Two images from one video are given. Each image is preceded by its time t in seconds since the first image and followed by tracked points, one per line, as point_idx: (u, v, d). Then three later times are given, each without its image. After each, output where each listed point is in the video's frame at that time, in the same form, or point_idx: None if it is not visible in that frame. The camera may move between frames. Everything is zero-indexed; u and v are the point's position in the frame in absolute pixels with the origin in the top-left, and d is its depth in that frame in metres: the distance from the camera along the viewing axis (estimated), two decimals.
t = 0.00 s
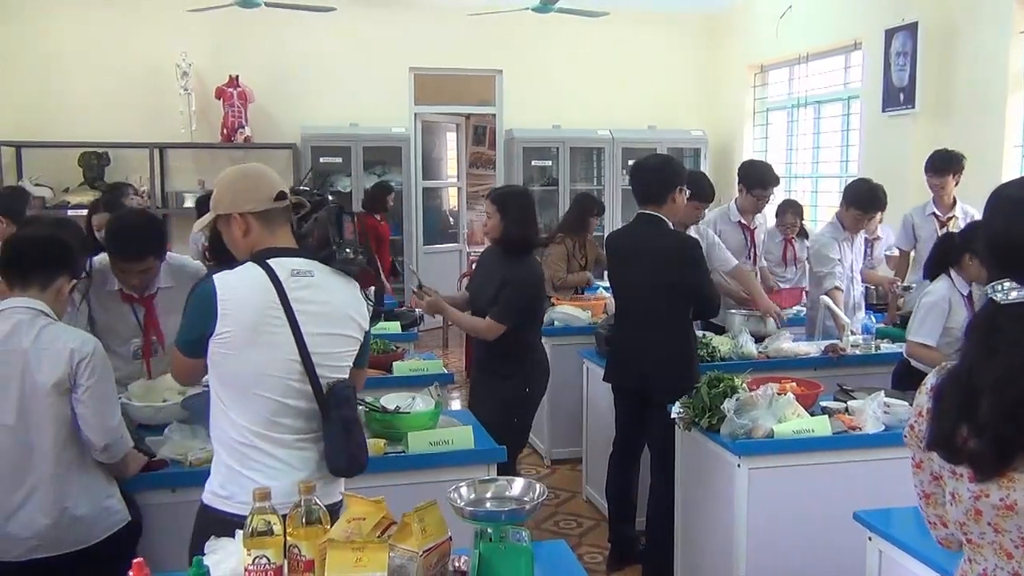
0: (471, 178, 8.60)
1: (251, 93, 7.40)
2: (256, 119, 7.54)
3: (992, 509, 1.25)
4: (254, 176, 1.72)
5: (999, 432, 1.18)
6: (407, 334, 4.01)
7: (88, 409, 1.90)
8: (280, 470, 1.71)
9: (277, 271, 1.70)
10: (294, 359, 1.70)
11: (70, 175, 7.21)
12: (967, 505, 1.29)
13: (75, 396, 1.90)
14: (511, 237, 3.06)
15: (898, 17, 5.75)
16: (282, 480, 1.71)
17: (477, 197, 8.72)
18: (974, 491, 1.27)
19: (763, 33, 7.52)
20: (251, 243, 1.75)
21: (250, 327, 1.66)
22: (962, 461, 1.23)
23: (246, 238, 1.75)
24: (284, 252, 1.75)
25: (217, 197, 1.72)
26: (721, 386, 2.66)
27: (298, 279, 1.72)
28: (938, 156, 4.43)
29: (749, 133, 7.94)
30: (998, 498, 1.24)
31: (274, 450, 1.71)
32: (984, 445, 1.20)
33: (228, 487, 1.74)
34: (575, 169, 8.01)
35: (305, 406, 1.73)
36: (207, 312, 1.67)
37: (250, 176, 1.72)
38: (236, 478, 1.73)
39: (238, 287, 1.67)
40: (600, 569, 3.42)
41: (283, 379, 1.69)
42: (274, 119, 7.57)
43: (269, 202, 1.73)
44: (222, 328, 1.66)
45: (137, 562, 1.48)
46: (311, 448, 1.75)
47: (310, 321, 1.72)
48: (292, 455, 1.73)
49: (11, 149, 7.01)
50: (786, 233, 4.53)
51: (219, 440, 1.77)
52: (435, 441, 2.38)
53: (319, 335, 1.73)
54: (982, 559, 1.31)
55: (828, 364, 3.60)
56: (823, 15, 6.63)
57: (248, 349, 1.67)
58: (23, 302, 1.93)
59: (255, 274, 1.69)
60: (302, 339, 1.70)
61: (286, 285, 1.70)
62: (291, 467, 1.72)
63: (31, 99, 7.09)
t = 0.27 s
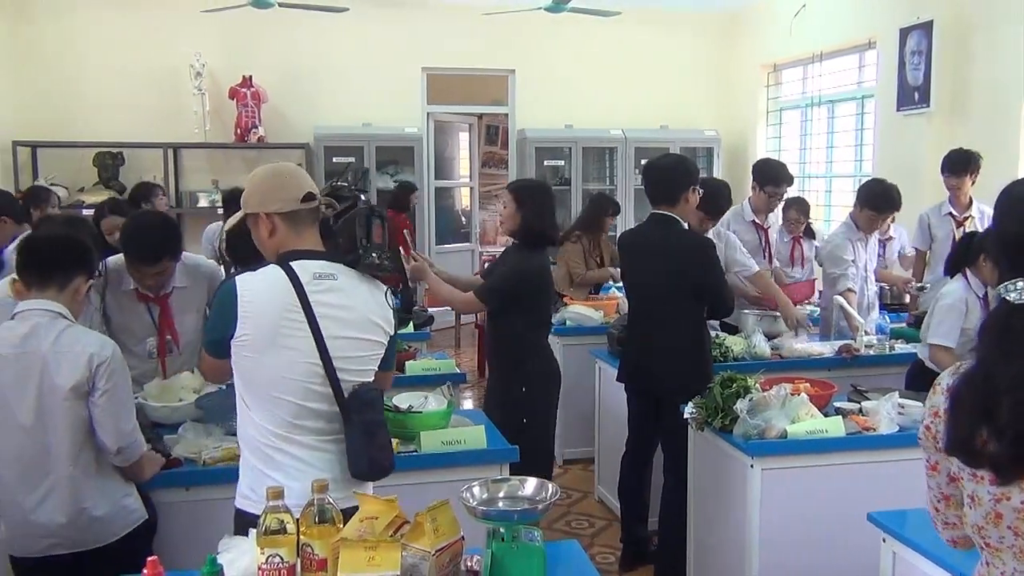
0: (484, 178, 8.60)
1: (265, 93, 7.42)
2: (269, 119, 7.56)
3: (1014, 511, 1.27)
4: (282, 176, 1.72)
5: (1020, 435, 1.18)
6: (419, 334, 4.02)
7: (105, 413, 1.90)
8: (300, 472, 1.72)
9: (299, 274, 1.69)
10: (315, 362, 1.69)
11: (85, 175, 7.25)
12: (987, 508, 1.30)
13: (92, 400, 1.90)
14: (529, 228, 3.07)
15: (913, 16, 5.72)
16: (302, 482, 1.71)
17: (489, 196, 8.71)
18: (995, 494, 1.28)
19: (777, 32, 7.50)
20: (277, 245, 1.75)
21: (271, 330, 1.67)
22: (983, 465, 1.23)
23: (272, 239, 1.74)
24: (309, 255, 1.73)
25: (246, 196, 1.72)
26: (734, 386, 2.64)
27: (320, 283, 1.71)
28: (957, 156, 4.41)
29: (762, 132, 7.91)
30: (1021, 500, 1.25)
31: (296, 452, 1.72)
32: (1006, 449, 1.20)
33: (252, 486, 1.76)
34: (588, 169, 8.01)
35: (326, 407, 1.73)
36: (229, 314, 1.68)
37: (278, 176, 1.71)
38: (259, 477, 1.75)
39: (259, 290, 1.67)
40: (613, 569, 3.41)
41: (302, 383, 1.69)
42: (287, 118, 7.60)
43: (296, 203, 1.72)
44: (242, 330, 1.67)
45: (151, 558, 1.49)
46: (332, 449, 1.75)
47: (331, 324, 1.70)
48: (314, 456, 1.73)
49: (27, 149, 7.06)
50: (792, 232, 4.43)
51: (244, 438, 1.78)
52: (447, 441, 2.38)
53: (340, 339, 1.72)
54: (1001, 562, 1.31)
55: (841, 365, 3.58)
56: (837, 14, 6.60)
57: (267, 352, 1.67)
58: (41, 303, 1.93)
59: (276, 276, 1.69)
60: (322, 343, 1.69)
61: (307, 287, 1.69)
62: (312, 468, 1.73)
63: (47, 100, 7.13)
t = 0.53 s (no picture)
0: (496, 178, 8.61)
1: (277, 94, 7.45)
2: (282, 119, 7.59)
3: None
4: (296, 177, 1.71)
5: None
6: (430, 334, 4.02)
7: (119, 413, 1.91)
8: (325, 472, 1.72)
9: (318, 276, 1.69)
10: (338, 363, 1.69)
11: (99, 175, 7.29)
12: (1002, 508, 1.30)
13: (106, 400, 1.91)
14: (539, 227, 3.07)
15: (927, 15, 5.69)
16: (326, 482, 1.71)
17: (501, 197, 8.72)
18: (1010, 493, 1.28)
19: (789, 32, 7.48)
20: (295, 247, 1.74)
21: (292, 332, 1.67)
22: (998, 465, 1.23)
23: (290, 241, 1.74)
24: (327, 255, 1.73)
25: (260, 202, 1.72)
26: (746, 387, 2.64)
27: (339, 283, 1.70)
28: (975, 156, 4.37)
29: (774, 132, 7.89)
30: None
31: (320, 452, 1.72)
32: None
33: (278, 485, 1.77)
34: (600, 169, 8.00)
35: (351, 407, 1.73)
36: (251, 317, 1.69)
37: (290, 177, 1.70)
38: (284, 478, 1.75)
39: (279, 293, 1.68)
40: (624, 570, 3.41)
41: (325, 384, 1.69)
42: (300, 119, 7.62)
43: (309, 204, 1.71)
44: (264, 333, 1.68)
45: (165, 556, 1.50)
46: (357, 449, 1.75)
47: (352, 325, 1.70)
48: (338, 456, 1.73)
49: (42, 149, 7.10)
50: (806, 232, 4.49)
51: (270, 439, 1.79)
52: (460, 440, 2.38)
53: (363, 339, 1.72)
54: (1015, 562, 1.31)
55: (854, 365, 3.57)
56: (850, 14, 6.58)
57: (289, 354, 1.68)
58: (56, 303, 1.95)
59: (296, 279, 1.69)
60: (343, 344, 1.69)
61: (327, 288, 1.69)
62: (336, 468, 1.73)
63: (61, 101, 7.17)
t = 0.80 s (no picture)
0: (510, 178, 8.61)
1: (292, 95, 7.47)
2: (296, 120, 7.61)
3: None
4: (363, 185, 1.70)
5: None
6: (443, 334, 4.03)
7: (140, 413, 1.93)
8: (394, 472, 1.74)
9: (388, 283, 1.69)
10: (408, 368, 1.70)
11: (115, 176, 7.35)
12: (1015, 510, 1.31)
13: (127, 400, 1.93)
14: (549, 229, 3.07)
15: (944, 13, 5.66)
16: (395, 483, 1.73)
17: (515, 197, 8.71)
18: None
19: (804, 31, 7.45)
20: (360, 255, 1.74)
21: (365, 340, 1.67)
22: (1007, 464, 1.23)
23: (356, 248, 1.73)
24: (393, 262, 1.73)
25: (326, 209, 1.70)
26: (761, 387, 2.63)
27: (409, 290, 1.71)
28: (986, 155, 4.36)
29: (789, 131, 7.86)
30: None
31: (389, 454, 1.74)
32: None
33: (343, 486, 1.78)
34: (613, 169, 8.00)
35: (421, 411, 1.75)
36: (322, 326, 1.68)
37: (358, 185, 1.69)
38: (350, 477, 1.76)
39: (351, 301, 1.67)
40: (638, 571, 3.40)
41: (397, 389, 1.71)
42: (314, 120, 7.64)
43: (376, 212, 1.70)
44: (337, 341, 1.68)
45: (179, 555, 1.51)
46: (425, 450, 1.78)
47: (422, 330, 1.72)
48: (407, 458, 1.75)
49: (59, 150, 7.16)
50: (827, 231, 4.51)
51: (334, 439, 1.80)
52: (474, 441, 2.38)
53: (433, 343, 1.73)
54: None
55: (870, 366, 3.55)
56: (866, 13, 6.55)
57: (364, 362, 1.68)
58: (74, 306, 1.94)
59: (367, 286, 1.69)
60: (415, 349, 1.70)
61: (397, 295, 1.70)
62: (405, 470, 1.75)
63: (78, 102, 7.22)
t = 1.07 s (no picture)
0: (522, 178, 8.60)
1: (305, 96, 7.50)
2: (309, 121, 7.64)
3: None
4: (425, 187, 1.76)
5: None
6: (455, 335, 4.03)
7: (159, 407, 1.96)
8: (460, 466, 1.80)
9: (452, 283, 1.75)
10: (473, 366, 1.76)
11: (129, 178, 7.38)
12: None
13: (147, 396, 1.95)
14: (559, 230, 3.10)
15: (958, 12, 5.63)
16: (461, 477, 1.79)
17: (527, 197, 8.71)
18: None
19: (817, 30, 7.42)
20: (424, 255, 1.80)
21: (432, 342, 1.72)
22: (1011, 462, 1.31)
23: (419, 249, 1.79)
24: (456, 262, 1.79)
25: (390, 210, 1.77)
26: (773, 388, 2.61)
27: (472, 290, 1.76)
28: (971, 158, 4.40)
29: (803, 131, 7.83)
30: None
31: (455, 449, 1.80)
32: None
33: (407, 481, 1.83)
34: (626, 169, 7.98)
35: (486, 406, 1.81)
36: (390, 328, 1.72)
37: (421, 188, 1.75)
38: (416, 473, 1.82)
39: (419, 303, 1.72)
40: (651, 572, 3.39)
41: (464, 386, 1.76)
42: (327, 121, 7.67)
43: (440, 213, 1.76)
44: (405, 342, 1.72)
45: (193, 555, 1.52)
46: (488, 444, 1.83)
47: (486, 328, 1.77)
48: (472, 453, 1.81)
49: (74, 152, 7.20)
50: (842, 229, 4.48)
51: (399, 435, 1.85)
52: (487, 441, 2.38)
53: (496, 340, 1.79)
54: None
55: (885, 366, 3.53)
56: (879, 12, 6.52)
57: (432, 362, 1.73)
58: (93, 306, 1.95)
59: (432, 287, 1.74)
60: (480, 348, 1.76)
61: (461, 296, 1.75)
62: (471, 464, 1.81)
63: (94, 105, 7.27)
